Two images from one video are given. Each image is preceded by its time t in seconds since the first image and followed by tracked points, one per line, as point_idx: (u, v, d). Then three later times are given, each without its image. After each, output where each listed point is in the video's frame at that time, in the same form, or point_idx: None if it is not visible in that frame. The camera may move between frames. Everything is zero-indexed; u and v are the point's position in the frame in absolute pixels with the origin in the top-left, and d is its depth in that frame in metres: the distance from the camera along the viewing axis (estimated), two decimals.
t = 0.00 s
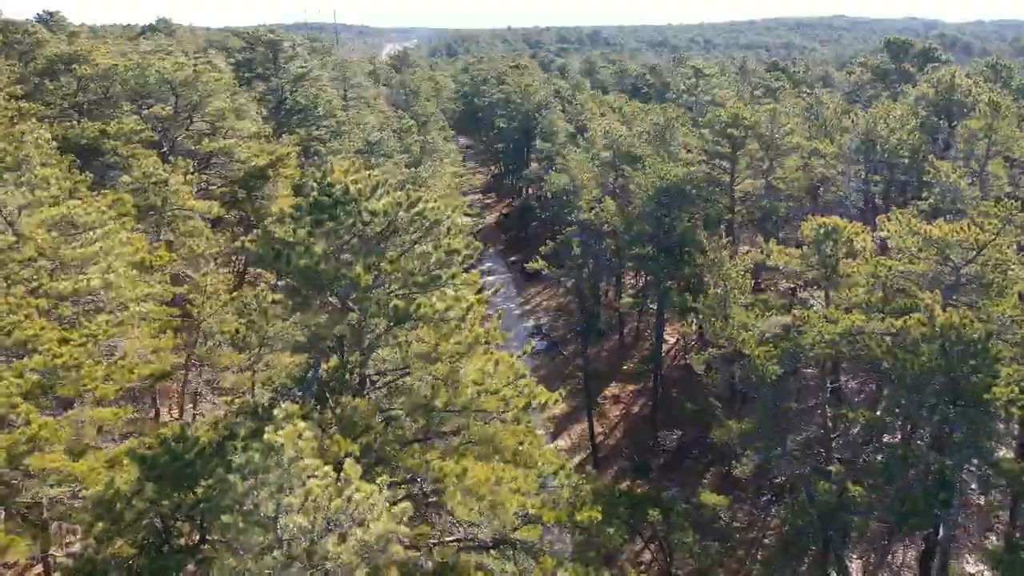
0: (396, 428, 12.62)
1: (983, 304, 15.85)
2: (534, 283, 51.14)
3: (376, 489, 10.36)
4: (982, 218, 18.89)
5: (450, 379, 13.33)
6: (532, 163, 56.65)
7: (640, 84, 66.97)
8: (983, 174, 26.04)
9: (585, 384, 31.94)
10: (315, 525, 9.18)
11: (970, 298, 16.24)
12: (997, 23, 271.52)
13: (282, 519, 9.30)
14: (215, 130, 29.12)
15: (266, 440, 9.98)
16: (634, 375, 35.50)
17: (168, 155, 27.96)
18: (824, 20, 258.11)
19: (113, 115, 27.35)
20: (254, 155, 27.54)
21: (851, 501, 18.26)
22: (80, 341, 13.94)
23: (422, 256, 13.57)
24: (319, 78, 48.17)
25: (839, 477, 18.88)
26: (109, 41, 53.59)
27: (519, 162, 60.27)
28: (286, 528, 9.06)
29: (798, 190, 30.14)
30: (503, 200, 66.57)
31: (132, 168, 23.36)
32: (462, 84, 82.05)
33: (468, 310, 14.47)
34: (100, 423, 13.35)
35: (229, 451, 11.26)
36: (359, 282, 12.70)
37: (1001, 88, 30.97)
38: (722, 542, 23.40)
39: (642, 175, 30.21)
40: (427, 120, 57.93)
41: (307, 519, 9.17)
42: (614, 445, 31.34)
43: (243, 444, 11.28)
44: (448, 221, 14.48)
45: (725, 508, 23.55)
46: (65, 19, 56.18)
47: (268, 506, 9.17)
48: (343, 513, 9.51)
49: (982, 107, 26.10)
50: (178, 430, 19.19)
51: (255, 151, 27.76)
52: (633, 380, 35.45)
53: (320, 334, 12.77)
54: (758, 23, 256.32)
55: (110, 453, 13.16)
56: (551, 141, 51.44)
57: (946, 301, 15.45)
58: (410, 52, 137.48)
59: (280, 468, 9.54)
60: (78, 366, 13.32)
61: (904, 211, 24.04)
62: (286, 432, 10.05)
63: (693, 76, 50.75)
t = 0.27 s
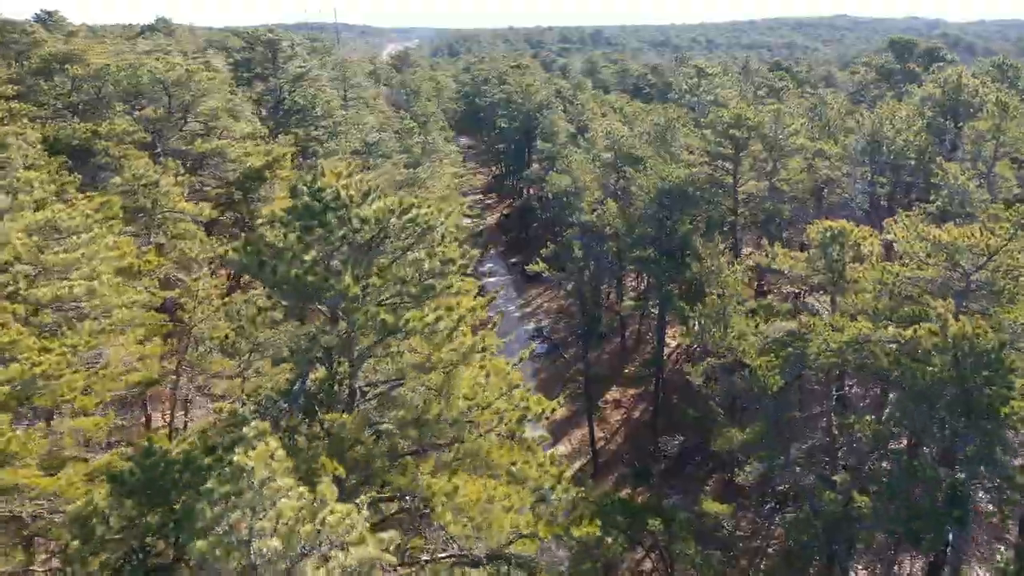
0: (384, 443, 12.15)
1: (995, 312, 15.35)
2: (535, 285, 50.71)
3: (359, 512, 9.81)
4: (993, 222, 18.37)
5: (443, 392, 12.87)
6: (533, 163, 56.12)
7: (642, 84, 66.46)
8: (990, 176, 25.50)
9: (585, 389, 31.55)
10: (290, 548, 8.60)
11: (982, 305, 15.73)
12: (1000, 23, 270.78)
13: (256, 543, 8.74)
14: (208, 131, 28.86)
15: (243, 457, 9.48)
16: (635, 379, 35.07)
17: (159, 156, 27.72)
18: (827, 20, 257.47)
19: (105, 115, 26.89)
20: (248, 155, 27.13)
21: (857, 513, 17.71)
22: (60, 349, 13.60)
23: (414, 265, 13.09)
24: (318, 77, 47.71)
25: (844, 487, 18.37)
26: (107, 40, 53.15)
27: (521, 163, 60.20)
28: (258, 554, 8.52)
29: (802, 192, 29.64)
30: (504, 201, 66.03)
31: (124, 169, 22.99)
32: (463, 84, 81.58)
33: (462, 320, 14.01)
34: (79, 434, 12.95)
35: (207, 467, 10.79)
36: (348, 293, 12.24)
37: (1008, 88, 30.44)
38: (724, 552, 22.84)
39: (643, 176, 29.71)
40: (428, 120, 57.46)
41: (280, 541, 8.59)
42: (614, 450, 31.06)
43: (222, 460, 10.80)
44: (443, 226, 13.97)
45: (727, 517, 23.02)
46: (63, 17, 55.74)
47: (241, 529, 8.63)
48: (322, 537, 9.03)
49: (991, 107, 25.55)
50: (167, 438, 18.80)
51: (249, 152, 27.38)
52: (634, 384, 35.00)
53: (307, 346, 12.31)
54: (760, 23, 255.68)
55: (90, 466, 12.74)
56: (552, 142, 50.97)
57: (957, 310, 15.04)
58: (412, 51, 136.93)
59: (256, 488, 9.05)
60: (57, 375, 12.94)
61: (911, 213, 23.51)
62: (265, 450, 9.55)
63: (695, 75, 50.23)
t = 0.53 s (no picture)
0: (372, 462, 11.61)
1: (1011, 322, 14.76)
2: (535, 288, 50.21)
3: (336, 540, 9.18)
4: (1005, 228, 17.79)
5: (435, 409, 12.35)
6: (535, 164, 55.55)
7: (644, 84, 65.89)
8: (1002, 179, 24.90)
9: (586, 395, 31.07)
10: None
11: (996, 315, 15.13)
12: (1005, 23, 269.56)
13: None
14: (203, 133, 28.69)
15: (215, 484, 8.91)
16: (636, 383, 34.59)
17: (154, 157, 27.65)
18: (831, 20, 256.78)
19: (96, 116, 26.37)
20: (241, 157, 26.77)
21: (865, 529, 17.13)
22: (38, 361, 13.17)
23: (406, 276, 12.51)
24: (317, 78, 47.21)
25: (852, 501, 17.76)
26: (106, 41, 52.75)
27: (522, 164, 59.71)
28: None
29: (807, 195, 29.04)
30: (505, 202, 65.44)
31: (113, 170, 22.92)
32: (464, 84, 81.12)
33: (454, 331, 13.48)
34: (57, 450, 12.52)
35: (182, 490, 10.24)
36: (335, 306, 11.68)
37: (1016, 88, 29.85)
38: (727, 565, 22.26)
39: (645, 179, 29.13)
40: (428, 121, 56.97)
41: None
42: (615, 457, 30.68)
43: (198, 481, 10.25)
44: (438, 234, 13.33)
45: (730, 529, 22.47)
46: (61, 17, 55.25)
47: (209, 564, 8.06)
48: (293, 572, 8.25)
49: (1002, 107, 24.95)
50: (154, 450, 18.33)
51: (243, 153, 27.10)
52: (636, 390, 34.47)
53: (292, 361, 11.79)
54: (764, 23, 255.00)
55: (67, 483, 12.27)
56: (553, 142, 50.46)
57: (973, 323, 14.43)
58: (415, 52, 136.48)
59: (229, 516, 8.51)
60: (35, 387, 12.52)
61: (920, 217, 22.90)
62: (240, 473, 9.00)
63: (699, 76, 49.69)
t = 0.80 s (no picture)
0: (355, 482, 11.09)
1: None
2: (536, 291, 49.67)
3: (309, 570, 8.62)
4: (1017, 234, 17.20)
5: (422, 425, 11.89)
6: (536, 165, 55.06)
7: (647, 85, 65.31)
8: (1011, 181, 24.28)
9: (586, 400, 30.61)
10: None
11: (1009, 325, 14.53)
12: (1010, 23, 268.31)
13: None
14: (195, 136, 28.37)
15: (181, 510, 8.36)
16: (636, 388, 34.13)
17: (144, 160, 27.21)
18: (834, 20, 255.84)
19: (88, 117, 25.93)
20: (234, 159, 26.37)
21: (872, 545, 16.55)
22: (13, 372, 12.63)
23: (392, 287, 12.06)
24: (316, 78, 46.72)
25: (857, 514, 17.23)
26: (105, 41, 52.28)
27: (523, 165, 59.18)
28: None
29: (811, 198, 28.46)
30: (507, 203, 64.90)
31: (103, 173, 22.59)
32: (466, 85, 80.60)
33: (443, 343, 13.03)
34: (31, 466, 11.98)
35: (153, 511, 9.76)
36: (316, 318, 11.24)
37: None
38: None
39: (646, 181, 28.58)
40: (429, 121, 56.46)
41: None
42: (616, 464, 30.24)
43: (170, 502, 9.77)
44: (427, 242, 12.86)
45: (733, 540, 21.91)
46: (60, 17, 54.85)
47: None
48: None
49: (1011, 108, 24.38)
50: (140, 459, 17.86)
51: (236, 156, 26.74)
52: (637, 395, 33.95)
53: (273, 375, 11.34)
54: (768, 22, 254.15)
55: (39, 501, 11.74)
56: (554, 143, 49.93)
57: (985, 334, 13.83)
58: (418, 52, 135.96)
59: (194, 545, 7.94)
60: (8, 401, 11.96)
61: (927, 221, 22.38)
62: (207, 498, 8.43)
63: (701, 76, 49.11)
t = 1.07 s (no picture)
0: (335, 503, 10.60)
1: None
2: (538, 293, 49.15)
3: None
4: None
5: (406, 442, 11.40)
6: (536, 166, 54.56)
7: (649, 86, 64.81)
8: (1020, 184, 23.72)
9: (585, 407, 30.09)
10: None
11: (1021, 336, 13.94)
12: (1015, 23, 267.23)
13: None
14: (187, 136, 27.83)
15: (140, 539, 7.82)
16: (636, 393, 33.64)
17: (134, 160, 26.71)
18: (838, 20, 254.93)
19: (77, 118, 25.45)
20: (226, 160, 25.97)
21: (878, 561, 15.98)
22: None
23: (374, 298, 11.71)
24: (314, 79, 46.21)
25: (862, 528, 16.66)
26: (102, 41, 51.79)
27: (523, 166, 58.68)
28: None
29: (815, 201, 27.88)
30: (508, 204, 64.37)
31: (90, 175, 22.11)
32: (468, 85, 80.07)
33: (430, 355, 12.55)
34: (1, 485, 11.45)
35: (120, 533, 9.22)
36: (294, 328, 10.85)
37: None
38: None
39: (647, 184, 28.04)
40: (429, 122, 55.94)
41: None
42: (615, 471, 29.71)
43: (135, 527, 9.22)
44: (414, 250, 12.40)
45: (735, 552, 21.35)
46: (58, 16, 54.34)
47: None
48: None
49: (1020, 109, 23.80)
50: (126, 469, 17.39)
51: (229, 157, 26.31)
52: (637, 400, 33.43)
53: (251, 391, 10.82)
54: (772, 23, 253.35)
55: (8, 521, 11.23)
56: (555, 144, 49.41)
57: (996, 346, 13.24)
58: (420, 52, 135.40)
59: None
60: None
61: (934, 225, 21.83)
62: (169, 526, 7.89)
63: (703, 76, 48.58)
